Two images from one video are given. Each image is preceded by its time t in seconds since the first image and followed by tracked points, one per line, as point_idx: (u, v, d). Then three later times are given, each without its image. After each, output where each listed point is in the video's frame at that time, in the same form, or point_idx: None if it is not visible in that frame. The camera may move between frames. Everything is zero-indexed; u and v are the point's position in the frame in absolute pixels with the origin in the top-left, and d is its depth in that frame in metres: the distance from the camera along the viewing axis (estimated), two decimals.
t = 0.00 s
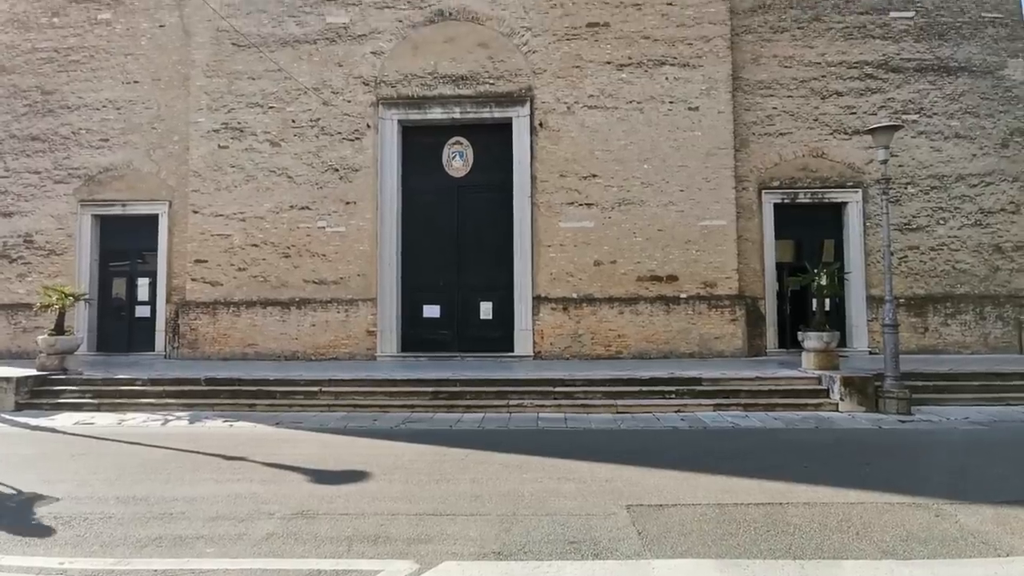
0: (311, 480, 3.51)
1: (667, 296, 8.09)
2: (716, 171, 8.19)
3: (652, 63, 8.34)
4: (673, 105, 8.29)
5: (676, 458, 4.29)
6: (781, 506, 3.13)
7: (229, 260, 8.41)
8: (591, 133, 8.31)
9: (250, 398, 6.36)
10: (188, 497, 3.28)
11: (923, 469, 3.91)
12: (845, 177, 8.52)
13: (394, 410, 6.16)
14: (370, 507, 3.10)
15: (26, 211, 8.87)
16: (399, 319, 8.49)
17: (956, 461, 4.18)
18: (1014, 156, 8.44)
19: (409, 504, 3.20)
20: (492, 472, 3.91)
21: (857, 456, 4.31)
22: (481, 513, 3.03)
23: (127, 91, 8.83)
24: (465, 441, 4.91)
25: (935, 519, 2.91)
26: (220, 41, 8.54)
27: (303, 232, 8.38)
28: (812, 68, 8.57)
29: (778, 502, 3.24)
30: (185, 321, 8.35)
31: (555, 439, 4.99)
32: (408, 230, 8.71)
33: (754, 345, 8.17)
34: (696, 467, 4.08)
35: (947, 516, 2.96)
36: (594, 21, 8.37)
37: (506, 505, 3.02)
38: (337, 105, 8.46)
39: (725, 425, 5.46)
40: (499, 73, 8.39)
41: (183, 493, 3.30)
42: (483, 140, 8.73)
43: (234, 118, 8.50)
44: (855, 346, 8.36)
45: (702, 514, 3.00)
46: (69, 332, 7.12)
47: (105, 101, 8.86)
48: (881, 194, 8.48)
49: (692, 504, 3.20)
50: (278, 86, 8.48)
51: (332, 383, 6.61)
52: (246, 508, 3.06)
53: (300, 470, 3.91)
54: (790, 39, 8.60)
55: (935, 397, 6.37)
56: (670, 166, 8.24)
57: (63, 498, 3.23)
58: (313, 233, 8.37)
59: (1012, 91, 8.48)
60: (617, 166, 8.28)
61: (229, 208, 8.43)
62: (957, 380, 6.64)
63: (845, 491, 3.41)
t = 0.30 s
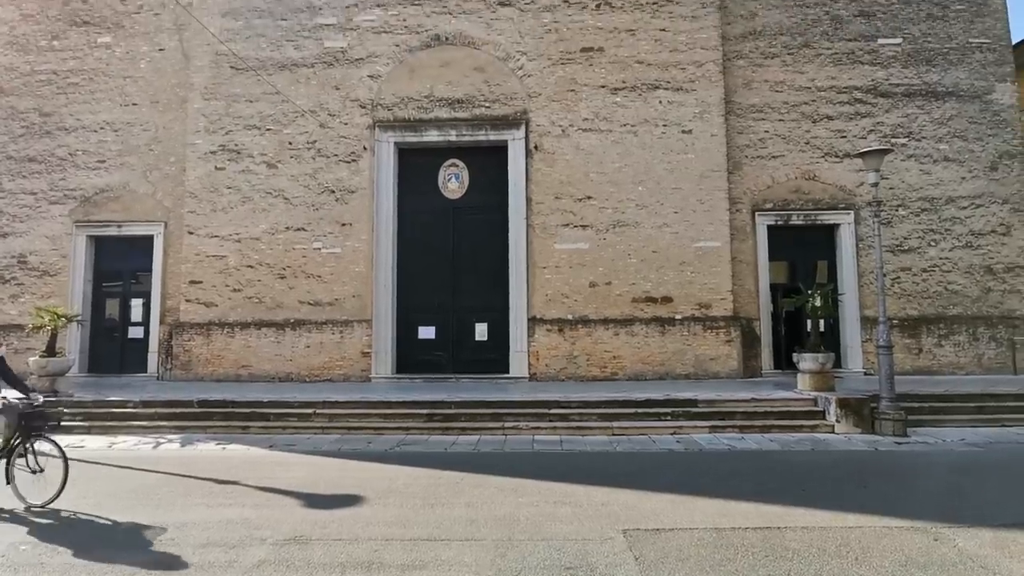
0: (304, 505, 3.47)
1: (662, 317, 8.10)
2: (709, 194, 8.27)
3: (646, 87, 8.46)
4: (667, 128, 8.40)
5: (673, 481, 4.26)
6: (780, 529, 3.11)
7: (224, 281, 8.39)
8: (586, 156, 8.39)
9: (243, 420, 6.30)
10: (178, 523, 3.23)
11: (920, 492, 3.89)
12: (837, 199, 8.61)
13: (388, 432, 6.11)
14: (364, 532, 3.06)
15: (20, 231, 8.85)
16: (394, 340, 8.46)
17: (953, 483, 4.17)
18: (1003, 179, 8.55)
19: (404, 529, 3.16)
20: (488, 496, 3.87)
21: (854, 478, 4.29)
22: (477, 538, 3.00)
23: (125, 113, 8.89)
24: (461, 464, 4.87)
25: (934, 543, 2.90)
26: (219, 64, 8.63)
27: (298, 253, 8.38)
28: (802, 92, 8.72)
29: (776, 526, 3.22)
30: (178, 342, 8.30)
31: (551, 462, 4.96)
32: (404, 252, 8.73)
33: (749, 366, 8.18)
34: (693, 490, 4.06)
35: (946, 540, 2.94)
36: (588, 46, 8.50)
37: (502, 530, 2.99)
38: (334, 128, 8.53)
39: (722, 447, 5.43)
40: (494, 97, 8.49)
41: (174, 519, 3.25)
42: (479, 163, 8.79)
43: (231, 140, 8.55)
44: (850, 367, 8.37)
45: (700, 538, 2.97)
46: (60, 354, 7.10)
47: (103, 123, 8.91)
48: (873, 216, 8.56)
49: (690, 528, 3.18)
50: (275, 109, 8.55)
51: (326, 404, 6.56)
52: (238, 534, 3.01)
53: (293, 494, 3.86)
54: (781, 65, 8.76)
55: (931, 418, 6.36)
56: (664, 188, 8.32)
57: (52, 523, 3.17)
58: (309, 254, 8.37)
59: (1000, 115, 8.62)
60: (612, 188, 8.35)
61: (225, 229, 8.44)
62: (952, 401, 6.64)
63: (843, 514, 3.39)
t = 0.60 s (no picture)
0: (296, 535, 3.41)
1: (657, 342, 8.10)
2: (703, 219, 8.34)
3: (640, 114, 8.58)
4: (661, 154, 8.49)
5: (671, 509, 4.21)
6: (779, 559, 3.08)
7: (219, 306, 8.37)
8: (580, 182, 8.47)
9: (235, 447, 6.23)
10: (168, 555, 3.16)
11: (920, 518, 3.86)
12: (829, 224, 8.69)
13: (382, 459, 6.05)
14: (357, 563, 3.01)
15: (15, 255, 8.82)
16: (389, 365, 8.42)
17: (953, 509, 4.13)
18: (993, 205, 8.64)
19: (397, 559, 3.11)
20: (483, 524, 3.81)
21: (853, 505, 4.25)
22: (472, 569, 2.94)
23: (124, 139, 8.94)
24: (455, 492, 4.80)
25: (935, 573, 2.87)
26: (218, 91, 8.72)
27: (294, 278, 8.38)
28: (793, 120, 8.85)
29: (775, 556, 3.18)
30: (171, 367, 8.24)
31: (547, 489, 4.90)
32: (399, 277, 8.73)
33: (745, 391, 8.15)
34: (691, 517, 4.01)
35: (947, 569, 2.91)
36: (583, 74, 8.64)
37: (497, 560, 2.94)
38: (331, 153, 8.60)
39: (719, 474, 5.39)
40: (490, 124, 8.59)
41: (162, 551, 3.18)
42: (474, 188, 8.85)
43: (228, 165, 8.60)
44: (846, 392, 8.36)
45: (698, 568, 2.94)
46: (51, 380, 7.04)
47: (101, 148, 8.96)
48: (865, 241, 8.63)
49: (688, 558, 3.14)
50: (273, 134, 8.62)
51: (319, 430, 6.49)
52: (228, 566, 2.95)
53: (285, 523, 3.80)
54: (772, 93, 8.91)
55: (929, 443, 6.34)
56: (658, 214, 8.38)
57: (39, 555, 3.11)
58: (304, 279, 8.37)
59: (987, 142, 8.75)
60: (607, 214, 8.41)
61: (221, 254, 8.44)
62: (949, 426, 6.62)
63: (843, 544, 3.35)
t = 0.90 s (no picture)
0: None
1: (655, 379, 8.06)
2: (699, 256, 8.40)
3: (634, 153, 8.72)
4: (656, 193, 8.60)
5: (673, 551, 4.12)
6: None
7: (214, 343, 8.31)
8: (576, 220, 8.55)
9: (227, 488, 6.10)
10: None
11: (927, 561, 3.78)
12: (824, 261, 8.76)
13: (377, 500, 5.93)
14: None
15: (10, 292, 8.79)
16: (384, 403, 8.32)
17: (959, 551, 4.05)
18: (984, 242, 8.74)
19: None
20: (481, 567, 3.72)
21: (857, 547, 4.17)
22: None
23: (125, 177, 9.02)
24: (452, 534, 4.70)
25: None
26: (219, 130, 8.85)
27: (290, 315, 8.36)
28: (785, 159, 9.01)
29: None
30: (163, 406, 8.13)
31: (545, 531, 4.80)
32: (395, 313, 8.71)
33: (744, 429, 8.08)
34: (692, 560, 3.92)
35: None
36: (578, 114, 8.81)
37: None
38: (329, 191, 8.68)
39: (720, 515, 5.29)
40: (487, 163, 8.71)
41: None
42: (471, 226, 8.92)
43: (228, 202, 8.66)
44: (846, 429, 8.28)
45: None
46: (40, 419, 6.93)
47: (102, 186, 9.03)
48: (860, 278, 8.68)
49: None
50: (272, 173, 8.72)
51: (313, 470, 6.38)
52: None
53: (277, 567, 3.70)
54: (763, 133, 9.09)
55: (931, 482, 6.26)
56: (654, 251, 8.45)
57: None
58: (300, 316, 8.35)
59: (976, 180, 8.91)
60: (603, 251, 8.47)
61: (217, 290, 8.43)
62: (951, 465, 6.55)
63: None
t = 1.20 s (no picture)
0: None
1: (655, 417, 7.99)
2: (698, 294, 8.43)
3: (633, 192, 8.83)
4: (654, 231, 8.68)
5: None
6: None
7: (211, 380, 8.26)
8: (575, 257, 8.61)
9: (221, 529, 5.99)
10: None
11: None
12: (822, 298, 8.79)
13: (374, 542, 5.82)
14: None
15: (9, 329, 8.77)
16: (383, 441, 8.22)
17: None
18: (981, 279, 8.79)
19: None
20: None
21: None
22: None
23: (128, 214, 9.12)
24: None
25: None
26: (224, 169, 8.98)
27: (289, 352, 8.33)
28: (781, 197, 9.12)
29: None
30: (158, 445, 8.04)
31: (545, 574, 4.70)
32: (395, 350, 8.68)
33: (747, 468, 7.98)
34: None
35: None
36: (577, 153, 8.96)
37: None
38: (331, 229, 8.75)
39: (725, 558, 5.18)
40: (487, 201, 8.81)
41: None
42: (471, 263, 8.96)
43: (229, 240, 8.73)
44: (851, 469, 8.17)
45: None
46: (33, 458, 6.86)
47: (105, 224, 9.11)
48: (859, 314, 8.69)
49: None
50: (275, 211, 8.81)
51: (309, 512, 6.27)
52: None
53: None
54: (759, 172, 9.23)
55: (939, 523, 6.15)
56: (653, 288, 8.48)
57: None
58: (299, 353, 8.32)
59: (970, 218, 9.01)
60: (602, 288, 8.50)
61: (217, 327, 8.42)
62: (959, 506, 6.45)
63: None
